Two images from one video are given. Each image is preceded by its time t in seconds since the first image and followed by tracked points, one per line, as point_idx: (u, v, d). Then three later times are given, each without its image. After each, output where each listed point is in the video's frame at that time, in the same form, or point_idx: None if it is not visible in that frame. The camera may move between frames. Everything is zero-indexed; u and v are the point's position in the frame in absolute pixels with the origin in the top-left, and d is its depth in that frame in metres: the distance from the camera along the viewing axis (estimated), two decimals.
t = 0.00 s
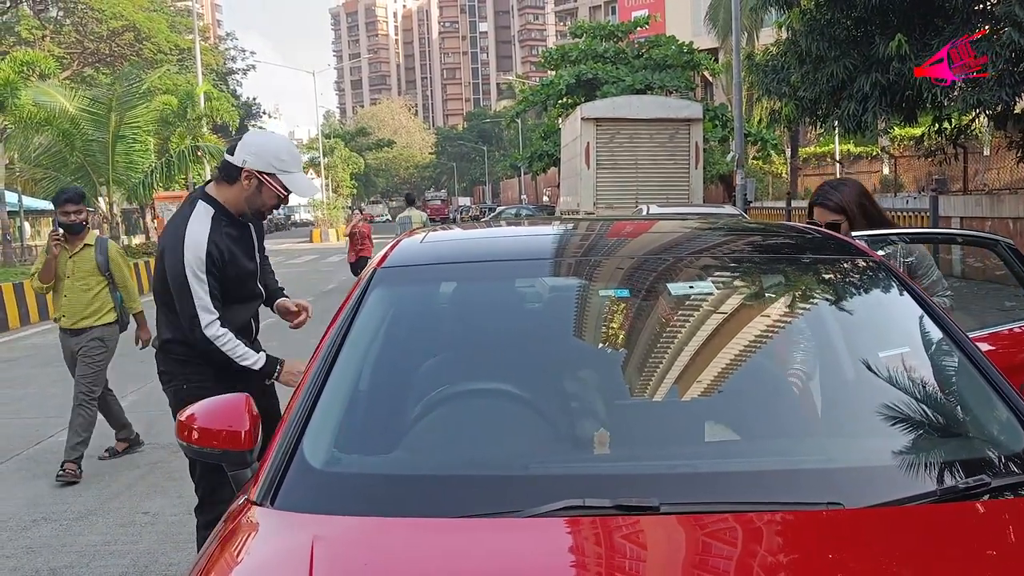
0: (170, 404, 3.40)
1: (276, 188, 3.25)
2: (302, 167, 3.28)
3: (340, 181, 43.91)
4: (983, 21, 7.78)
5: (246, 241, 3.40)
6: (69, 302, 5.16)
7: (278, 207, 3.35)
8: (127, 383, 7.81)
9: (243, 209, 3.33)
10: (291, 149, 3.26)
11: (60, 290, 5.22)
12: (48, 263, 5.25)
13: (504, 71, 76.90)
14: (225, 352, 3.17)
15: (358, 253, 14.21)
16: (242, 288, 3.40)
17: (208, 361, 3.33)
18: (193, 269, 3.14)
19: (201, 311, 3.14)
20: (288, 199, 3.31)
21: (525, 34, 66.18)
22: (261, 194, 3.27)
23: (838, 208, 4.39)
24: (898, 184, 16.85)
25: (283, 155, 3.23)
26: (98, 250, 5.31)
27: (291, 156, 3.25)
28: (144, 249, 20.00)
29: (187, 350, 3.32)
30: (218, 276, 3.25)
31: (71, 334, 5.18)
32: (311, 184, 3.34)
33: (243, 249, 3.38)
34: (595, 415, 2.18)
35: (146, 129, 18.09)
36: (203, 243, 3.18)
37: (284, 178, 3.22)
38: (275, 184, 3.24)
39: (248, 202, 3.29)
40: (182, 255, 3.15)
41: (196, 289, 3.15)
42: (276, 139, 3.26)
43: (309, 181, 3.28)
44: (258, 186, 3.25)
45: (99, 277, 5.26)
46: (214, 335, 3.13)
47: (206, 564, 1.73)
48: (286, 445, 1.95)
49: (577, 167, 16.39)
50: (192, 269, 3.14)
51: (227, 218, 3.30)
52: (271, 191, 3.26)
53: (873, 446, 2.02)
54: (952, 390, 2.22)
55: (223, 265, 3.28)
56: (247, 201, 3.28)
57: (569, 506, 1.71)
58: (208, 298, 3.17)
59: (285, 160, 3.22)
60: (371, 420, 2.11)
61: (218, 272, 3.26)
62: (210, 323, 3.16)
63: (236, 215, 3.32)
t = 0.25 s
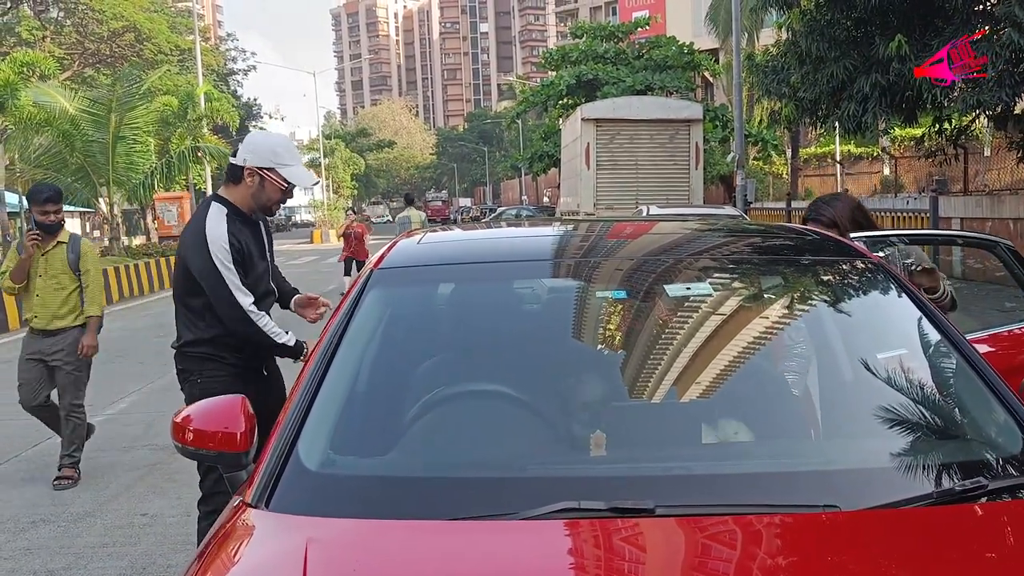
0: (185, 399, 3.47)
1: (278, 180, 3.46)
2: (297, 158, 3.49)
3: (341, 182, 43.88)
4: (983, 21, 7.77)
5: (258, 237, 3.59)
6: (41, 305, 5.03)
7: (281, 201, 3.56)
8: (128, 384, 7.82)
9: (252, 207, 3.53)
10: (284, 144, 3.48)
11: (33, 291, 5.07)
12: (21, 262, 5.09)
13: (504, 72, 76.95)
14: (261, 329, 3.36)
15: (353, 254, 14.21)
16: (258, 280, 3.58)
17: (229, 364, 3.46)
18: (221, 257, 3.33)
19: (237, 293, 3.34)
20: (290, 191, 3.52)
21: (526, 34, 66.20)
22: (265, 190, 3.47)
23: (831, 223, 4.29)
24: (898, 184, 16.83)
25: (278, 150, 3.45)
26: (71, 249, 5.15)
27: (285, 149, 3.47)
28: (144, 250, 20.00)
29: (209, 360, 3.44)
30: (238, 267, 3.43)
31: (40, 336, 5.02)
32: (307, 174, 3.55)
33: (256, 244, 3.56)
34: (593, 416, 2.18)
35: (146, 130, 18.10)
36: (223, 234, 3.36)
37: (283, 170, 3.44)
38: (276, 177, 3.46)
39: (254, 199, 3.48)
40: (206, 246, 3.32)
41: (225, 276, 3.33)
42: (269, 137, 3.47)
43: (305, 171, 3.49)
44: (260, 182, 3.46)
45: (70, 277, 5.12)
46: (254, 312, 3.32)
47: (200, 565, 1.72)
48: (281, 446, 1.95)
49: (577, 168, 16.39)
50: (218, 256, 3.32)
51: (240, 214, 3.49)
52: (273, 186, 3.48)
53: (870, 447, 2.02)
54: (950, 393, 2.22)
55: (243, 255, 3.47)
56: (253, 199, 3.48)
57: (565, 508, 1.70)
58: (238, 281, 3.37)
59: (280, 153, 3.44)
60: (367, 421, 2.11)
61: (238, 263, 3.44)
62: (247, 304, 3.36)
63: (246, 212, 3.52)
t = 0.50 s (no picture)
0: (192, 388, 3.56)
1: (275, 165, 3.57)
2: (289, 139, 3.61)
3: (341, 183, 43.83)
4: (983, 23, 7.76)
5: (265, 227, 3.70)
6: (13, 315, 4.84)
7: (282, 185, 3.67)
8: (126, 386, 7.81)
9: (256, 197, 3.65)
10: (275, 128, 3.60)
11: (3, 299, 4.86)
12: None
13: (505, 73, 76.97)
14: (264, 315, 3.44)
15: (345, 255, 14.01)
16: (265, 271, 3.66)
17: (229, 351, 3.53)
18: (226, 241, 3.45)
19: (242, 276, 3.44)
20: (288, 173, 3.62)
21: (526, 36, 66.21)
22: (264, 176, 3.58)
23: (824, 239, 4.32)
24: (898, 186, 16.82)
25: (269, 133, 3.57)
26: (42, 254, 4.97)
27: (276, 132, 3.58)
28: (143, 251, 19.99)
29: (211, 346, 3.53)
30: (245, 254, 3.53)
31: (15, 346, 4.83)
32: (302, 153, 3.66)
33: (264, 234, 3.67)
34: (587, 420, 2.17)
35: (146, 132, 18.09)
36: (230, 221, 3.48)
37: (277, 152, 3.55)
38: (272, 163, 3.57)
39: (256, 187, 3.60)
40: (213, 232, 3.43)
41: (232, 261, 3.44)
42: (261, 124, 3.60)
43: (297, 149, 3.60)
44: (258, 169, 3.57)
45: (44, 283, 4.95)
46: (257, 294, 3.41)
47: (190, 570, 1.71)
48: (273, 450, 1.94)
49: (577, 170, 16.38)
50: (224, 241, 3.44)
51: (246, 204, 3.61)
52: (272, 171, 3.59)
53: (865, 452, 2.01)
54: (946, 397, 2.20)
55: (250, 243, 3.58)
56: (255, 187, 3.60)
57: (556, 513, 1.69)
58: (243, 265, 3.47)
59: (271, 137, 3.56)
60: (360, 425, 2.10)
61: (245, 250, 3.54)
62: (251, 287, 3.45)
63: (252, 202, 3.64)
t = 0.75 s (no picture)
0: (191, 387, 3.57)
1: (263, 161, 3.55)
2: (278, 136, 3.58)
3: (340, 183, 43.75)
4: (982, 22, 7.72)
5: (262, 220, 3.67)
6: None
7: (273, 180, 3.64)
8: (122, 387, 7.79)
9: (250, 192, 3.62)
10: (264, 124, 3.58)
11: None
12: None
13: (504, 72, 76.92)
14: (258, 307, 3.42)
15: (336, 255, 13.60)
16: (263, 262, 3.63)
17: (228, 350, 3.52)
18: (221, 231, 3.43)
19: (236, 267, 3.43)
20: (277, 169, 3.59)
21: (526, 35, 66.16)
22: (255, 171, 3.56)
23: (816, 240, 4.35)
24: (897, 185, 16.79)
25: (258, 130, 3.54)
26: None
27: (266, 129, 3.56)
28: (142, 250, 19.97)
29: (208, 347, 3.52)
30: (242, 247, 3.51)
31: None
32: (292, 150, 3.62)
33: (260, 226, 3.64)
34: (574, 425, 2.14)
35: (144, 131, 18.06)
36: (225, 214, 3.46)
37: (265, 149, 3.52)
38: (261, 159, 3.55)
39: (248, 183, 3.58)
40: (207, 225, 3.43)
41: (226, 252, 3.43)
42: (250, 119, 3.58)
43: (286, 146, 3.57)
44: (249, 164, 3.55)
45: None
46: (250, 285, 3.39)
47: None
48: (254, 455, 1.92)
49: (576, 169, 16.36)
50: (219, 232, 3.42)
51: (242, 198, 3.58)
52: (260, 168, 3.56)
53: (855, 457, 1.99)
54: (938, 401, 2.18)
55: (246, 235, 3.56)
56: (247, 182, 3.58)
57: (538, 522, 1.66)
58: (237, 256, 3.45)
59: (261, 133, 3.53)
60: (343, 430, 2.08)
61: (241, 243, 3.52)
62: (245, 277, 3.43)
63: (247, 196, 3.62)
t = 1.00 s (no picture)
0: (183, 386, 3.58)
1: (254, 175, 3.49)
2: (275, 151, 3.49)
3: (340, 184, 43.67)
4: (980, 23, 7.70)
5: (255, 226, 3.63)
6: None
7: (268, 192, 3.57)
8: (119, 389, 7.77)
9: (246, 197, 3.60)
10: (264, 136, 3.50)
11: None
12: None
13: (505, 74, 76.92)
14: (209, 312, 3.38)
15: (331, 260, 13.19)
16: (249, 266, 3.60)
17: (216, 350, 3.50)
18: (200, 231, 3.41)
19: (201, 269, 3.39)
20: (270, 184, 3.52)
21: (526, 36, 66.18)
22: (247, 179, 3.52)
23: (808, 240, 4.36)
24: (897, 186, 16.75)
25: (256, 142, 3.48)
26: None
27: (263, 142, 3.48)
28: (141, 251, 19.96)
29: (197, 348, 3.50)
30: (222, 250, 3.49)
31: None
32: (287, 169, 3.52)
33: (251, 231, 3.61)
34: (563, 429, 2.12)
35: (143, 132, 18.06)
36: (211, 214, 3.45)
37: (257, 163, 3.46)
38: (252, 172, 3.49)
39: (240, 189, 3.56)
40: (189, 224, 3.42)
41: (199, 253, 3.40)
42: (252, 129, 3.52)
43: (279, 164, 3.47)
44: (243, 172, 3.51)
45: None
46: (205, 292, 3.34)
47: None
48: (238, 460, 1.90)
49: (575, 170, 16.35)
50: (197, 233, 3.40)
51: (235, 201, 3.56)
52: (251, 179, 3.51)
53: (846, 460, 1.97)
54: (931, 405, 2.16)
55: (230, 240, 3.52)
56: (242, 189, 3.56)
57: (522, 528, 1.64)
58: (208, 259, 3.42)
59: (256, 146, 3.46)
60: (330, 434, 2.06)
61: (224, 246, 3.50)
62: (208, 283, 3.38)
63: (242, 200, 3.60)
